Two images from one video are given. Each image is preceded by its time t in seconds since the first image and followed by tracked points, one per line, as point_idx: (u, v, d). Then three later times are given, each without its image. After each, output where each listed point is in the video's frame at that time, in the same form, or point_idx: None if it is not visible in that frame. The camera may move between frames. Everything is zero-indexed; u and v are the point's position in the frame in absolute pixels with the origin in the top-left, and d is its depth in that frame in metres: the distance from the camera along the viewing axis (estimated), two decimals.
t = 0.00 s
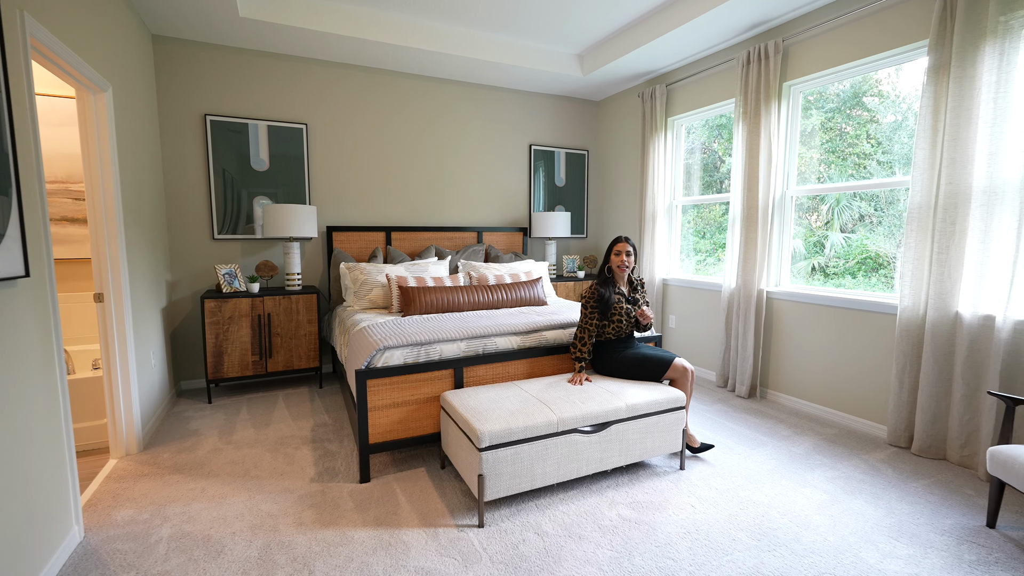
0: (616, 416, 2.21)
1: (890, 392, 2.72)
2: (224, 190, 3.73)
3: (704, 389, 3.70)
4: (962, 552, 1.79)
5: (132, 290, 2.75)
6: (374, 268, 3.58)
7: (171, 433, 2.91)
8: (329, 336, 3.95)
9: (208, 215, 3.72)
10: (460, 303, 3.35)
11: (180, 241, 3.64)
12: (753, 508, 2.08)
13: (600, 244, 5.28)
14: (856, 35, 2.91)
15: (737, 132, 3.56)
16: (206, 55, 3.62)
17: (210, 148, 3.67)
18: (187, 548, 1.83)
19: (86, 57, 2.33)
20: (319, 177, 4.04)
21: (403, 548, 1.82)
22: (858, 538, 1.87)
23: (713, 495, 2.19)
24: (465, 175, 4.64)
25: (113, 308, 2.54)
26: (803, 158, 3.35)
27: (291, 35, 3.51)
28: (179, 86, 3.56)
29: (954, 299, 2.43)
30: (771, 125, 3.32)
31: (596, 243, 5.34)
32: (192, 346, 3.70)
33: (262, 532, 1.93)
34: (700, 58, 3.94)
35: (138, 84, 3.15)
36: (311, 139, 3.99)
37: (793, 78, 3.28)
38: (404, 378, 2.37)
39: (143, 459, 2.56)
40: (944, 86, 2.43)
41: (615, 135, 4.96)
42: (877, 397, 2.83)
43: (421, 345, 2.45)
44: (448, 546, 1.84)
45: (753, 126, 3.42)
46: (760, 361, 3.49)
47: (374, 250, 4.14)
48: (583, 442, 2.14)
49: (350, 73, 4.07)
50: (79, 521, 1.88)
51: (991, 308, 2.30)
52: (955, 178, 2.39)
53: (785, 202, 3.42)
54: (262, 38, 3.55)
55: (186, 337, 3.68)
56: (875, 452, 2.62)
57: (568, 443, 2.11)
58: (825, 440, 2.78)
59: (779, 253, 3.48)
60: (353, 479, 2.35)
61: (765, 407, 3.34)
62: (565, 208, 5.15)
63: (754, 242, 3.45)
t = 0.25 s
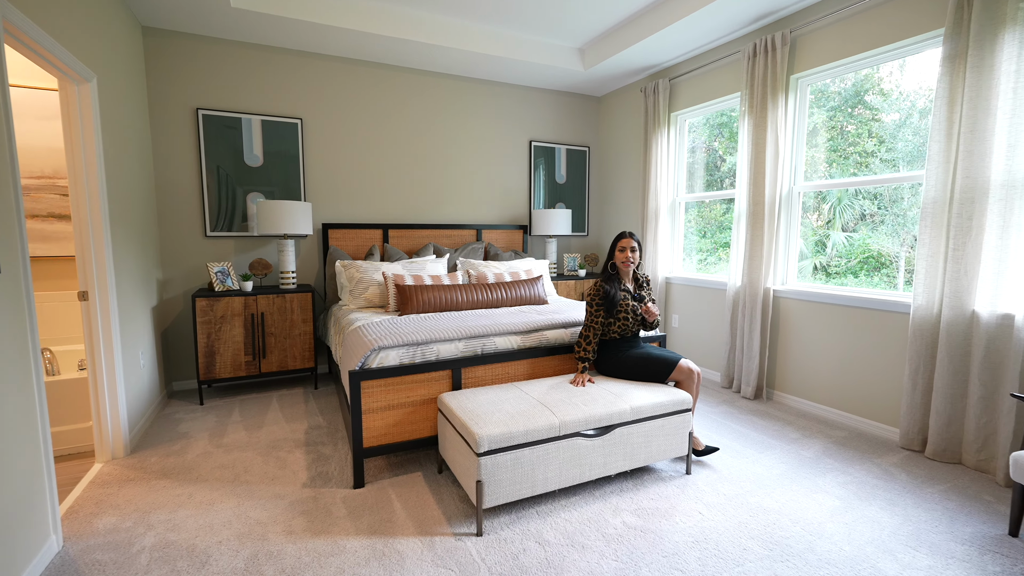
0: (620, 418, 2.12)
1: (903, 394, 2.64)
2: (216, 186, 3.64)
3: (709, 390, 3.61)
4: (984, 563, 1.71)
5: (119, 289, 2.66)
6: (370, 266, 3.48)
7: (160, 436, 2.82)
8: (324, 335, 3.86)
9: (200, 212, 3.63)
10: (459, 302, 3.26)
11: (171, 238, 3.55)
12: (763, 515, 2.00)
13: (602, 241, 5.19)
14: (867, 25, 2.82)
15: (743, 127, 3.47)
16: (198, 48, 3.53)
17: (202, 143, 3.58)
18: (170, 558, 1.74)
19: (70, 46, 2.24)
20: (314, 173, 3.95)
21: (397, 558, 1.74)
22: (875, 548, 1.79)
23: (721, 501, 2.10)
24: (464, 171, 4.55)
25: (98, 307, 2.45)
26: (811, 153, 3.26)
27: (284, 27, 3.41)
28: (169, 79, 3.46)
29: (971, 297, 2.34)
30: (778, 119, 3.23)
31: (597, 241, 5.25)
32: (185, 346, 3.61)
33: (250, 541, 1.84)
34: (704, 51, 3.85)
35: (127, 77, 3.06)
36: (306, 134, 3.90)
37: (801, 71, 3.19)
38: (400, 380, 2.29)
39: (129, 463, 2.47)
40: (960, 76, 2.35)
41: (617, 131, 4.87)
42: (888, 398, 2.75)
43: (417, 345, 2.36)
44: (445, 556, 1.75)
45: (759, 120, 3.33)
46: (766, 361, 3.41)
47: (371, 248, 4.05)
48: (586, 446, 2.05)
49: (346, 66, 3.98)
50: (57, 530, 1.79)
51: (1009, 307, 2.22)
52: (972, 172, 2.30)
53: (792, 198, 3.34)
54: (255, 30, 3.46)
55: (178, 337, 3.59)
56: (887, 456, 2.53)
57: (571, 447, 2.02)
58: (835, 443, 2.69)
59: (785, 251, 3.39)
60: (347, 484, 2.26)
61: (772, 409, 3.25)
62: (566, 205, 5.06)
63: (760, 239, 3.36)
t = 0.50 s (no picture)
0: (621, 421, 2.03)
1: (912, 394, 2.55)
2: (205, 181, 3.54)
3: (711, 390, 3.52)
4: (1005, 573, 1.62)
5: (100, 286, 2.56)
6: (363, 263, 3.39)
7: (144, 438, 2.72)
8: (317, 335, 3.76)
9: (188, 208, 3.53)
10: (454, 300, 3.17)
11: (158, 234, 3.45)
12: (770, 521, 1.91)
13: (601, 239, 5.10)
14: (875, 14, 2.73)
15: (746, 120, 3.38)
16: (186, 38, 3.42)
17: (190, 136, 3.48)
18: (146, 570, 1.64)
19: (45, 31, 2.14)
20: (307, 168, 3.85)
21: (386, 569, 1.64)
22: (889, 557, 1.70)
23: (726, 507, 2.01)
24: (460, 167, 4.46)
25: (77, 304, 2.35)
26: (816, 147, 3.17)
27: (275, 16, 3.31)
28: (156, 69, 3.36)
29: (984, 295, 2.25)
30: (783, 111, 3.14)
31: (596, 239, 5.16)
32: (172, 345, 3.51)
33: (231, 551, 1.75)
34: (706, 43, 3.76)
35: (110, 66, 2.96)
36: (298, 128, 3.80)
37: (805, 62, 3.10)
38: (392, 380, 2.19)
39: (110, 467, 2.38)
40: (973, 65, 2.26)
41: (616, 126, 4.78)
42: (897, 399, 2.66)
43: (409, 344, 2.27)
44: (437, 566, 1.66)
45: (763, 113, 3.24)
46: (770, 360, 3.32)
47: (365, 245, 3.95)
48: (586, 450, 1.96)
49: (339, 59, 3.89)
50: (27, 539, 1.69)
51: None
52: (986, 164, 2.22)
53: (797, 192, 3.25)
54: (246, 20, 3.37)
55: (165, 336, 3.49)
56: (897, 459, 2.45)
57: (569, 451, 1.93)
58: (843, 445, 2.60)
59: (789, 247, 3.30)
60: (336, 490, 2.17)
61: (776, 409, 3.16)
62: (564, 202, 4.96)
63: (764, 235, 3.27)
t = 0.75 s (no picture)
0: (618, 426, 1.93)
1: (922, 397, 2.45)
2: (191, 177, 3.43)
3: (712, 392, 3.42)
4: None
5: (76, 285, 2.45)
6: (353, 261, 3.28)
7: (124, 444, 2.62)
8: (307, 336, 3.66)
9: (173, 205, 3.42)
10: (446, 299, 3.07)
11: (142, 232, 3.35)
12: (776, 532, 1.81)
13: (599, 237, 5.00)
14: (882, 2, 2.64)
15: (748, 114, 3.29)
16: (171, 30, 3.32)
17: (176, 131, 3.37)
18: None
19: (14, 17, 2.04)
20: (297, 164, 3.75)
21: None
22: (903, 571, 1.60)
23: (730, 517, 1.91)
24: (455, 163, 4.36)
25: (50, 304, 2.25)
26: (820, 141, 3.08)
27: (262, 7, 3.21)
28: (139, 62, 3.25)
29: (999, 293, 2.16)
30: (786, 105, 3.04)
31: (594, 237, 5.06)
32: (157, 346, 3.41)
33: (204, 566, 1.64)
34: (706, 36, 3.66)
35: (90, 58, 2.86)
36: (287, 123, 3.70)
37: (809, 54, 3.01)
38: (379, 383, 2.09)
39: (84, 475, 2.27)
40: (986, 53, 2.17)
41: (615, 121, 4.68)
42: (905, 401, 2.57)
43: (397, 346, 2.16)
44: None
45: (765, 106, 3.15)
46: (773, 362, 3.22)
47: (356, 244, 3.84)
48: (581, 457, 1.86)
49: (329, 52, 3.79)
50: None
51: None
52: (1000, 156, 2.12)
53: (800, 188, 3.16)
54: (233, 12, 3.27)
55: (150, 337, 3.38)
56: (907, 464, 2.35)
57: (564, 458, 1.83)
58: (850, 450, 2.50)
59: (793, 245, 3.21)
60: (320, 498, 2.06)
61: (779, 412, 3.06)
62: (562, 200, 4.86)
63: (767, 232, 3.18)
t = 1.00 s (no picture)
0: (611, 434, 1.81)
1: (932, 401, 2.34)
2: (169, 173, 3.30)
3: (711, 396, 3.30)
4: None
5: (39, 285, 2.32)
6: (338, 259, 3.16)
7: (93, 451, 2.49)
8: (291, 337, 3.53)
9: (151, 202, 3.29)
10: (434, 299, 2.95)
11: (118, 230, 3.22)
12: (780, 549, 1.69)
13: (595, 235, 4.88)
14: None
15: (748, 106, 3.17)
16: (148, 19, 3.19)
17: (153, 124, 3.24)
18: None
19: None
20: (281, 160, 3.62)
21: None
22: None
23: (730, 531, 1.79)
24: (446, 159, 4.24)
25: (9, 306, 2.12)
26: (823, 134, 2.96)
27: None
28: (114, 52, 3.12)
29: (1014, 292, 2.04)
30: (788, 97, 2.92)
31: (590, 236, 4.94)
32: (134, 348, 3.28)
33: None
34: (705, 26, 3.54)
35: (58, 46, 2.72)
36: (271, 117, 3.58)
37: (812, 43, 2.89)
38: (357, 389, 1.97)
39: (47, 485, 2.14)
40: (1001, 39, 2.05)
41: (611, 116, 4.56)
42: (913, 405, 2.45)
43: (377, 349, 2.04)
44: None
45: (766, 98, 3.03)
46: (774, 363, 3.10)
47: (343, 242, 3.72)
48: (571, 468, 1.74)
49: (314, 44, 3.66)
50: None
51: None
52: (1017, 147, 2.00)
53: (802, 183, 3.04)
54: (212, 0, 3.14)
55: (127, 339, 3.25)
56: (916, 472, 2.23)
57: (553, 470, 1.71)
58: (855, 457, 2.38)
59: (795, 242, 3.09)
60: (294, 512, 1.94)
61: (780, 416, 2.95)
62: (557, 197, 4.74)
63: (767, 229, 3.06)
